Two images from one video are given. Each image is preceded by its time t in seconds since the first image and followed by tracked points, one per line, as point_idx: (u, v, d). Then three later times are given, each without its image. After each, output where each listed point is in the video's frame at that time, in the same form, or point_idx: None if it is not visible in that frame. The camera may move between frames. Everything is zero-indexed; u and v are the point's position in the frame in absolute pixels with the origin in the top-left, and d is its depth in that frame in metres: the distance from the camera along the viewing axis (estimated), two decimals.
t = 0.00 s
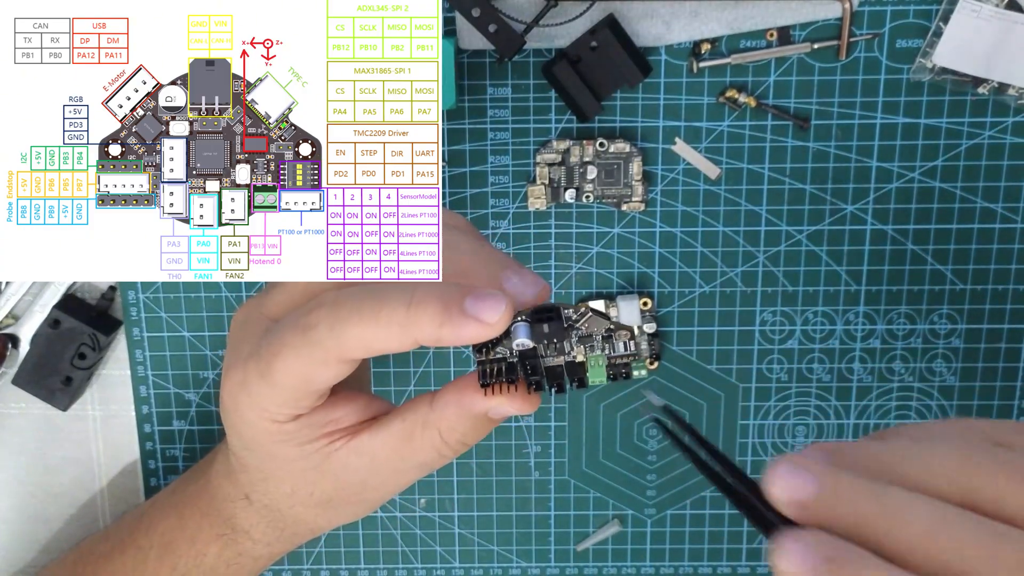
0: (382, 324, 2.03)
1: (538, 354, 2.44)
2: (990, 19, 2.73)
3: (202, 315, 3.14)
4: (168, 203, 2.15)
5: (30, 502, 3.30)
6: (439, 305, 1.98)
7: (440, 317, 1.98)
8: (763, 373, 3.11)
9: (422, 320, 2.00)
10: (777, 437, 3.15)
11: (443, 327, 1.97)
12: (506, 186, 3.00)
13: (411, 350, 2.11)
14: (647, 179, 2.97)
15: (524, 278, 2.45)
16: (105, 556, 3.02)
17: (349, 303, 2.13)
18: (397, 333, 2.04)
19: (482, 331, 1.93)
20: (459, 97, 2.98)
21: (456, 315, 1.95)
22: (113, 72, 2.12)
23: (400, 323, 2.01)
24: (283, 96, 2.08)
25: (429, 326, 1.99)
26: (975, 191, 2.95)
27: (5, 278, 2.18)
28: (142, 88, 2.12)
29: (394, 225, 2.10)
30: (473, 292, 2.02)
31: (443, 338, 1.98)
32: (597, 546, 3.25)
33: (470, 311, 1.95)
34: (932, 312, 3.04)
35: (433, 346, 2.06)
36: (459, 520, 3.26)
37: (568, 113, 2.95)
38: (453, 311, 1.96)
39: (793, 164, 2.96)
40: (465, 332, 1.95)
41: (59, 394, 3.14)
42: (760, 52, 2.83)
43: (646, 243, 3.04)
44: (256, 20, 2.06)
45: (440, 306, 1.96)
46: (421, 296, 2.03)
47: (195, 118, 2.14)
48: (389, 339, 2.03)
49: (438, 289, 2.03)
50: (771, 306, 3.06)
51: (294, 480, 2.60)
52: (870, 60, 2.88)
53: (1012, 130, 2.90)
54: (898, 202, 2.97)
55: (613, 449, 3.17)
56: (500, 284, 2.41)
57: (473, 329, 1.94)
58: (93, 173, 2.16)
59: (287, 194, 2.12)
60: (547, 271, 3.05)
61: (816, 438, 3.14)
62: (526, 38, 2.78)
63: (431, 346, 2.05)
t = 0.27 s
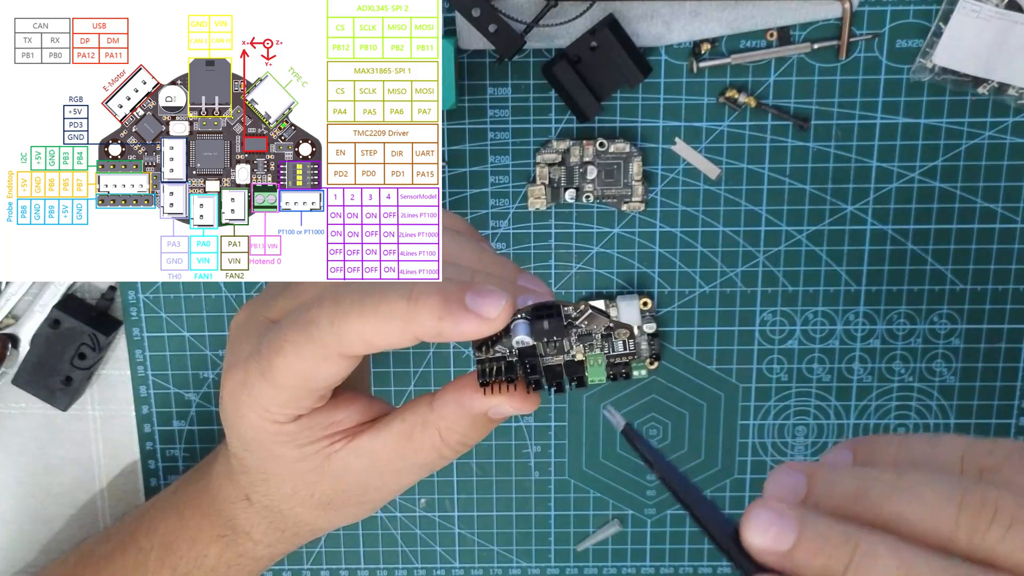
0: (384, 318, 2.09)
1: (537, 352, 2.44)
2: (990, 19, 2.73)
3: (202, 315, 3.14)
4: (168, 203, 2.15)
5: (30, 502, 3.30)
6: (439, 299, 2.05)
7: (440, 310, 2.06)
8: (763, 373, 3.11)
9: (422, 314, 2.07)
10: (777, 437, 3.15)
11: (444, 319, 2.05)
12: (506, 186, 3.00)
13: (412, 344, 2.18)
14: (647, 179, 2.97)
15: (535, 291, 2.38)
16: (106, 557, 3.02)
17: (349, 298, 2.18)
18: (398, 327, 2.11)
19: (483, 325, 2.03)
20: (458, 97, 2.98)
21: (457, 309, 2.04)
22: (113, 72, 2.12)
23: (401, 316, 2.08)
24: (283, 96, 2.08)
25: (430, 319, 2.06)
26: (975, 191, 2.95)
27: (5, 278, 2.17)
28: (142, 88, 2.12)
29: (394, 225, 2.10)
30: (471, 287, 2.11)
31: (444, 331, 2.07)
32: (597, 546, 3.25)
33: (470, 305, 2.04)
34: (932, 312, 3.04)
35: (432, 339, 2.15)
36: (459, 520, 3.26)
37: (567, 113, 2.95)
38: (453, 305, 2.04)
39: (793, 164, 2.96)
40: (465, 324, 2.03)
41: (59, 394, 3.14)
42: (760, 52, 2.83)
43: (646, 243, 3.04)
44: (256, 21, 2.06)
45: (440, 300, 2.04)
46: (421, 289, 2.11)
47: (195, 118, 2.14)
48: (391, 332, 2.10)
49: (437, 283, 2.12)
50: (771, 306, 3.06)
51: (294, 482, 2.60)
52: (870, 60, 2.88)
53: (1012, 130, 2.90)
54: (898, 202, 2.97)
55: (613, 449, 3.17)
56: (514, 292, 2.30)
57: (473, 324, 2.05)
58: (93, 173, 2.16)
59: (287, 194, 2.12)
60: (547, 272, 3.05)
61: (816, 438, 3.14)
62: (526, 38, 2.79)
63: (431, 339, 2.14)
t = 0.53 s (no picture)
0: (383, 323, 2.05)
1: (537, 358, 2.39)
2: (990, 19, 2.72)
3: (202, 315, 3.14)
4: (168, 203, 2.15)
5: (30, 503, 3.30)
6: (439, 304, 2.00)
7: (441, 315, 2.00)
8: (763, 373, 3.11)
9: (422, 319, 2.02)
10: (777, 437, 3.15)
11: (444, 325, 1.99)
12: (506, 186, 3.00)
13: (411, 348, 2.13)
14: (647, 179, 2.97)
15: (534, 294, 2.37)
16: (105, 558, 3.02)
17: (348, 301, 2.15)
18: (398, 332, 2.06)
19: (483, 331, 1.97)
20: (458, 97, 2.98)
21: (457, 314, 1.98)
22: (113, 72, 2.12)
23: (400, 321, 2.04)
24: (283, 96, 2.08)
25: (429, 324, 2.02)
26: (975, 192, 2.95)
27: (5, 278, 2.17)
28: (142, 88, 2.12)
29: (394, 225, 2.10)
30: (472, 291, 2.05)
31: (444, 336, 2.01)
32: (597, 546, 3.25)
33: (471, 311, 1.98)
34: (932, 312, 3.04)
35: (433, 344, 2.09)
36: (459, 520, 3.26)
37: (568, 113, 2.95)
38: (454, 310, 1.99)
39: (793, 164, 2.96)
40: (466, 330, 1.98)
41: (59, 394, 3.14)
42: (760, 52, 2.83)
43: (647, 243, 3.03)
44: (256, 21, 2.06)
45: (440, 305, 1.98)
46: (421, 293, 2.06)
47: (196, 118, 2.14)
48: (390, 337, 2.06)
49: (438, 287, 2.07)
50: (771, 306, 3.06)
51: (293, 485, 2.59)
52: (870, 60, 2.88)
53: (1012, 130, 2.90)
54: (898, 202, 2.97)
55: (613, 449, 3.17)
56: (513, 295, 2.29)
57: (473, 329, 1.98)
58: (93, 173, 2.16)
59: (287, 194, 2.12)
60: (547, 272, 3.05)
61: (816, 438, 3.14)
62: (526, 38, 2.79)
63: (432, 343, 2.08)
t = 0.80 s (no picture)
0: (383, 324, 2.04)
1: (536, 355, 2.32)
2: (990, 19, 2.72)
3: (202, 315, 3.14)
4: (168, 203, 2.15)
5: (30, 502, 3.30)
6: (439, 305, 2.00)
7: (440, 317, 2.00)
8: (763, 373, 3.11)
9: (422, 320, 2.02)
10: (777, 437, 3.15)
11: (444, 327, 1.99)
12: (506, 186, 3.00)
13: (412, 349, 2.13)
14: (647, 179, 2.97)
15: (533, 296, 2.44)
16: (105, 557, 3.02)
17: (347, 303, 2.14)
18: (398, 333, 2.06)
19: (483, 333, 1.96)
20: (458, 97, 2.98)
21: (456, 316, 1.97)
22: (113, 72, 2.12)
23: (400, 322, 2.03)
24: (283, 96, 2.08)
25: (429, 325, 2.01)
26: (975, 192, 2.95)
27: (5, 277, 2.17)
28: (142, 88, 2.12)
29: (394, 225, 2.10)
30: (471, 293, 2.04)
31: (444, 339, 2.00)
32: (597, 546, 3.25)
33: (470, 312, 1.97)
34: (932, 312, 3.04)
35: (432, 345, 2.09)
36: (459, 519, 3.26)
37: (568, 113, 2.95)
38: (453, 311, 1.98)
39: (793, 164, 2.96)
40: (466, 332, 1.97)
41: (59, 394, 3.14)
42: (760, 52, 2.83)
43: (646, 243, 3.03)
44: (256, 21, 2.06)
45: (439, 307, 1.98)
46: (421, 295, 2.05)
47: (196, 118, 2.14)
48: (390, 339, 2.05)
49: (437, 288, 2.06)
50: (771, 306, 3.06)
51: (293, 484, 2.59)
52: (870, 60, 2.88)
53: (1012, 131, 2.90)
54: (898, 202, 2.97)
55: (613, 448, 3.17)
56: (513, 297, 2.36)
57: (473, 331, 1.97)
58: (93, 173, 2.16)
59: (287, 194, 2.12)
60: (547, 272, 3.05)
61: (816, 438, 3.14)
62: (526, 38, 2.79)
63: (431, 345, 2.08)
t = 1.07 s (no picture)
0: (382, 328, 2.03)
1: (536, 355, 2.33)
2: (990, 19, 2.73)
3: (202, 315, 3.14)
4: (168, 203, 2.15)
5: (30, 502, 3.30)
6: (438, 311, 1.98)
7: (440, 322, 1.98)
8: (763, 373, 3.11)
9: (421, 325, 2.00)
10: (777, 437, 3.15)
11: (443, 332, 1.97)
12: (506, 186, 3.00)
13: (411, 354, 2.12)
14: (647, 179, 2.97)
15: (533, 303, 2.42)
16: (105, 557, 3.02)
17: (347, 306, 2.13)
18: (397, 338, 2.05)
19: (482, 339, 1.94)
20: (458, 97, 2.98)
21: (456, 321, 1.96)
22: (113, 72, 2.12)
23: (399, 327, 2.02)
24: (283, 96, 2.08)
25: (428, 330, 2.00)
26: (975, 192, 2.95)
27: (5, 278, 2.17)
28: (142, 88, 2.12)
29: (394, 225, 2.10)
30: (471, 298, 2.02)
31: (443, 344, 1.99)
32: (597, 546, 3.25)
33: (469, 319, 1.96)
34: (932, 312, 3.04)
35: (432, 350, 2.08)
36: (459, 520, 3.26)
37: (567, 113, 2.95)
38: (453, 316, 1.97)
39: (793, 164, 2.96)
40: (465, 338, 1.95)
41: (59, 394, 3.14)
42: (760, 52, 2.83)
43: (646, 243, 3.03)
44: (256, 21, 2.06)
45: (438, 312, 1.96)
46: (420, 300, 2.03)
47: (196, 118, 2.14)
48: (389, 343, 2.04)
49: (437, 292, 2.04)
50: (771, 306, 3.06)
51: (293, 483, 2.59)
52: (870, 60, 2.88)
53: (1012, 131, 2.90)
54: (898, 202, 2.97)
55: (613, 448, 3.17)
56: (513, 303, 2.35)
57: (472, 336, 1.96)
58: (93, 173, 2.16)
59: (287, 194, 2.12)
60: (547, 272, 3.05)
61: (816, 438, 3.14)
62: (526, 38, 2.79)
63: (430, 350, 2.06)
